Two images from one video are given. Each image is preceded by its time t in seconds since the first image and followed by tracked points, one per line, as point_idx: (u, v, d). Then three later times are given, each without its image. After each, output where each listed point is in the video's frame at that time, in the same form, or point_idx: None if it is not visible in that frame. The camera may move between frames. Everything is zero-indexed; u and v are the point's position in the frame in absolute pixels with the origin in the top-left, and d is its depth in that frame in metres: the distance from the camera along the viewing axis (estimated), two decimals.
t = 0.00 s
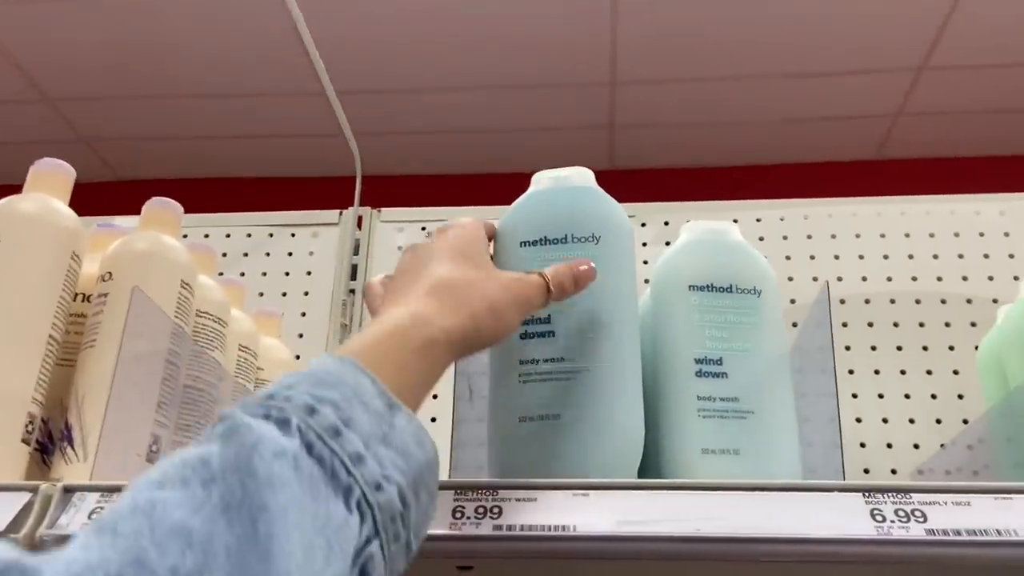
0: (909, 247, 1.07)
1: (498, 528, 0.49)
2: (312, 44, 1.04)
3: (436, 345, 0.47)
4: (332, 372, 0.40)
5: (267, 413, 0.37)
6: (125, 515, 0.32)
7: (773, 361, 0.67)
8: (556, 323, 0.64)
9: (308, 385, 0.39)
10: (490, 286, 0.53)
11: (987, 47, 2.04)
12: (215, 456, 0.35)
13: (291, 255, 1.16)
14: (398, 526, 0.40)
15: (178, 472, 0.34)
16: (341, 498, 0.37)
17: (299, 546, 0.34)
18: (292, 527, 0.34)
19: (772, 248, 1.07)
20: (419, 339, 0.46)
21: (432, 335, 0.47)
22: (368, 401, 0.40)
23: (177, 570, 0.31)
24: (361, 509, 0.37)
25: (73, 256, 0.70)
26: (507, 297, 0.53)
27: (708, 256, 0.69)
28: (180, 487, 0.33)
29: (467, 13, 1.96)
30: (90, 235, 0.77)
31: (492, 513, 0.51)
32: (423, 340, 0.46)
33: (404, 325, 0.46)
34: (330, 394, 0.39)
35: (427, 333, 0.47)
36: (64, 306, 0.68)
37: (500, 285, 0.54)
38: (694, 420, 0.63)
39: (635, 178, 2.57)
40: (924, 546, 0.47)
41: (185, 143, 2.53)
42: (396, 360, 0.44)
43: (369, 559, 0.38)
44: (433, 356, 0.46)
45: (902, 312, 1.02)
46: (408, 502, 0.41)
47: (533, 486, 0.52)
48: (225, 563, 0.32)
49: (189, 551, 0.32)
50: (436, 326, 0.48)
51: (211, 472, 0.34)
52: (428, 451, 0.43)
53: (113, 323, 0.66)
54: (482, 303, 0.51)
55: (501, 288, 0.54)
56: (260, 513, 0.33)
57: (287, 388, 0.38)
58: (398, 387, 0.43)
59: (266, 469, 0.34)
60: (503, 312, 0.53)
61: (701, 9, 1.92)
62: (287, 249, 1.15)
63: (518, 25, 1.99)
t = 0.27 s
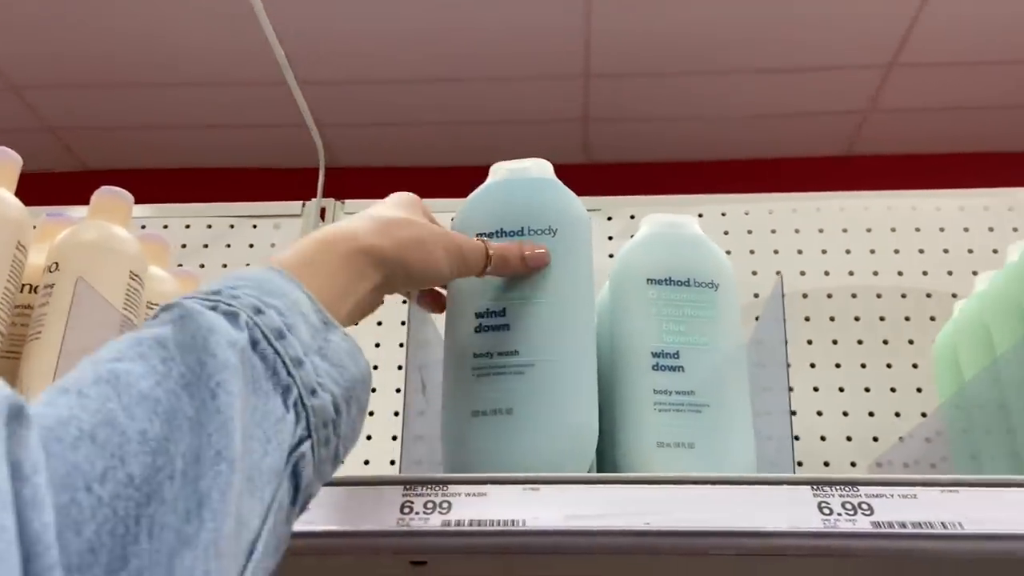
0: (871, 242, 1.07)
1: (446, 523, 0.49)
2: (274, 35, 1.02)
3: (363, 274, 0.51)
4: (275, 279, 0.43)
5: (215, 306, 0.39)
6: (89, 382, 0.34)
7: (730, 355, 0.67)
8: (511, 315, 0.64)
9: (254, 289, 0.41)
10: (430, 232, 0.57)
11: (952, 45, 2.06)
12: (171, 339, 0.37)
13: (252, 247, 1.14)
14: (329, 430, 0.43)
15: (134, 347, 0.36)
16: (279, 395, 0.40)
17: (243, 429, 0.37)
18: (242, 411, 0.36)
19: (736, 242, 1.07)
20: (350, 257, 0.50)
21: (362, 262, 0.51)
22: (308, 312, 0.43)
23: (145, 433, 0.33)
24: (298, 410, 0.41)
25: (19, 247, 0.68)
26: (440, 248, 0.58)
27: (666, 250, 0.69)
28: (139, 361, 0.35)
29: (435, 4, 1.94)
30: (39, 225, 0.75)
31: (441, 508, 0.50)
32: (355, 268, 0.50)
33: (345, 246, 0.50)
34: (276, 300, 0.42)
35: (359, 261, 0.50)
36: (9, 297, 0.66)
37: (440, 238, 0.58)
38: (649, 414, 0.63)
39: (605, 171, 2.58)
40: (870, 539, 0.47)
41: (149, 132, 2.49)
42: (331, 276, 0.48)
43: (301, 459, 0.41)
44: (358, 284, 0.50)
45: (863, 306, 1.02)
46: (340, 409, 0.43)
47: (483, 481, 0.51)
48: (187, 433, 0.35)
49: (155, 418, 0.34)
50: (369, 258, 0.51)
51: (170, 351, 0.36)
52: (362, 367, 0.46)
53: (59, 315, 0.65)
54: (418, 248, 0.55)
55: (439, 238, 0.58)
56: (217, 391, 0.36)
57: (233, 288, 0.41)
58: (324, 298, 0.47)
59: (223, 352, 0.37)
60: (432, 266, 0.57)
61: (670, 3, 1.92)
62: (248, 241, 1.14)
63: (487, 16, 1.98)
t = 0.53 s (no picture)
0: (843, 237, 1.09)
1: (419, 523, 0.49)
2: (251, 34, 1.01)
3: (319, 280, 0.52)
4: (243, 289, 0.44)
5: (188, 311, 0.40)
6: (72, 381, 0.34)
7: (700, 353, 0.68)
8: (491, 312, 0.65)
9: (224, 296, 0.42)
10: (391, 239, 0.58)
11: (926, 39, 2.09)
12: (147, 340, 0.37)
13: (229, 244, 1.14)
14: (288, 440, 0.44)
15: (112, 348, 0.36)
16: (247, 402, 0.41)
17: (214, 435, 0.38)
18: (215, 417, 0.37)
19: (710, 238, 1.09)
20: (306, 264, 0.51)
21: (318, 268, 0.52)
22: (275, 323, 0.44)
23: (128, 433, 0.34)
24: (262, 419, 0.41)
25: None
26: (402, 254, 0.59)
27: (637, 250, 0.70)
28: (119, 361, 0.35)
29: None
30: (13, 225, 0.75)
31: (414, 509, 0.51)
32: (311, 275, 0.51)
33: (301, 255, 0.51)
34: (244, 309, 0.42)
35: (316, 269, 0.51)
36: None
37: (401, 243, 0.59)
38: (620, 413, 0.64)
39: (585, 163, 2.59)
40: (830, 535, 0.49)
41: (125, 124, 2.47)
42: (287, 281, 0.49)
43: (261, 467, 0.41)
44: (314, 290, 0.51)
45: (835, 302, 1.04)
46: (299, 420, 0.45)
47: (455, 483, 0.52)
48: (167, 434, 0.35)
49: (138, 419, 0.35)
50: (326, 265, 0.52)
51: (147, 354, 0.37)
52: (322, 379, 0.47)
53: (34, 317, 0.65)
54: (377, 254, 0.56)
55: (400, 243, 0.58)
56: (196, 395, 0.36)
57: (203, 295, 0.41)
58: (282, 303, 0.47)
59: (200, 357, 0.37)
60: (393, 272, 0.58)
61: None
62: (226, 238, 1.14)
63: (466, 9, 1.98)
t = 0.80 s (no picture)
0: (842, 214, 1.11)
1: (436, 499, 0.52)
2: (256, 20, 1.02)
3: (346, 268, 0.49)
4: (247, 279, 0.44)
5: (178, 310, 0.41)
6: (39, 394, 0.35)
7: (704, 331, 0.70)
8: (522, 289, 0.62)
9: (222, 290, 0.42)
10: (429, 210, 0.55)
11: (925, 10, 2.09)
12: (127, 346, 0.38)
13: (238, 227, 1.16)
14: (295, 437, 0.43)
15: (89, 358, 0.37)
16: (242, 401, 0.41)
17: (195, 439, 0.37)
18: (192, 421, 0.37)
19: (711, 217, 1.11)
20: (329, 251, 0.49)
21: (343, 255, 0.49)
22: (281, 314, 0.44)
23: (90, 448, 0.34)
24: (260, 416, 0.41)
25: (16, 238, 0.70)
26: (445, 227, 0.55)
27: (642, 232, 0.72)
28: (93, 372, 0.36)
29: None
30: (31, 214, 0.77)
31: (431, 485, 0.54)
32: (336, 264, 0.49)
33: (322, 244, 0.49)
34: (244, 301, 0.43)
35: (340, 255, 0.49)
36: (9, 287, 0.69)
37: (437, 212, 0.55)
38: (627, 390, 0.67)
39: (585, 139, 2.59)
40: (829, 505, 0.51)
41: (126, 104, 2.48)
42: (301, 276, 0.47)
43: (261, 467, 0.41)
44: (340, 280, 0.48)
45: (834, 278, 1.06)
46: (308, 416, 0.44)
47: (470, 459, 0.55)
48: (135, 446, 0.35)
49: (104, 431, 0.35)
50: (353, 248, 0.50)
51: (126, 359, 0.38)
52: (333, 370, 0.46)
53: (57, 303, 0.67)
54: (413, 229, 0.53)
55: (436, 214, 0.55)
56: (166, 402, 0.36)
57: (200, 291, 0.42)
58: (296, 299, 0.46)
59: (175, 361, 0.38)
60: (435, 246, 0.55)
61: None
62: (234, 221, 1.16)
63: None
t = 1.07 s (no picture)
0: (865, 168, 1.12)
1: (475, 443, 0.55)
2: None
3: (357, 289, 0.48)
4: (217, 326, 0.42)
5: (140, 382, 0.39)
6: None
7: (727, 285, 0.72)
8: (549, 155, 0.57)
9: (190, 346, 0.41)
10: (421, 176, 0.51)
11: None
12: (68, 442, 0.37)
13: (269, 187, 1.19)
14: (293, 498, 0.41)
15: (30, 467, 0.37)
16: (213, 476, 0.39)
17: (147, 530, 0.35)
18: (134, 517, 0.35)
19: (735, 172, 1.12)
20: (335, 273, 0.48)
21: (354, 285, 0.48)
22: (262, 356, 0.42)
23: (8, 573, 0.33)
24: (238, 487, 0.39)
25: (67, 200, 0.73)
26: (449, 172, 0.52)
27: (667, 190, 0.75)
28: (27, 486, 0.36)
29: None
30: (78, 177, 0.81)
31: (470, 430, 0.57)
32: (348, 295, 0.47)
33: (313, 278, 0.47)
34: (216, 353, 0.41)
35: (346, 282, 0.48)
36: (62, 248, 0.72)
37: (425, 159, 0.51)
38: (654, 341, 0.69)
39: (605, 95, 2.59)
40: (848, 447, 0.54)
41: (150, 65, 2.50)
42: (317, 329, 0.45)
43: (248, 539, 0.39)
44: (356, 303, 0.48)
45: (857, 231, 1.08)
46: (303, 470, 0.42)
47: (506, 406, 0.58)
48: (63, 562, 0.34)
49: (25, 552, 0.34)
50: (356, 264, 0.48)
51: (66, 458, 0.37)
52: (331, 414, 0.44)
53: (110, 262, 0.71)
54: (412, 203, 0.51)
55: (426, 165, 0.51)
56: (98, 506, 0.35)
57: (167, 355, 0.41)
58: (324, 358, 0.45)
59: (113, 455, 0.36)
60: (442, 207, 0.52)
61: None
62: (265, 182, 1.19)
63: None
